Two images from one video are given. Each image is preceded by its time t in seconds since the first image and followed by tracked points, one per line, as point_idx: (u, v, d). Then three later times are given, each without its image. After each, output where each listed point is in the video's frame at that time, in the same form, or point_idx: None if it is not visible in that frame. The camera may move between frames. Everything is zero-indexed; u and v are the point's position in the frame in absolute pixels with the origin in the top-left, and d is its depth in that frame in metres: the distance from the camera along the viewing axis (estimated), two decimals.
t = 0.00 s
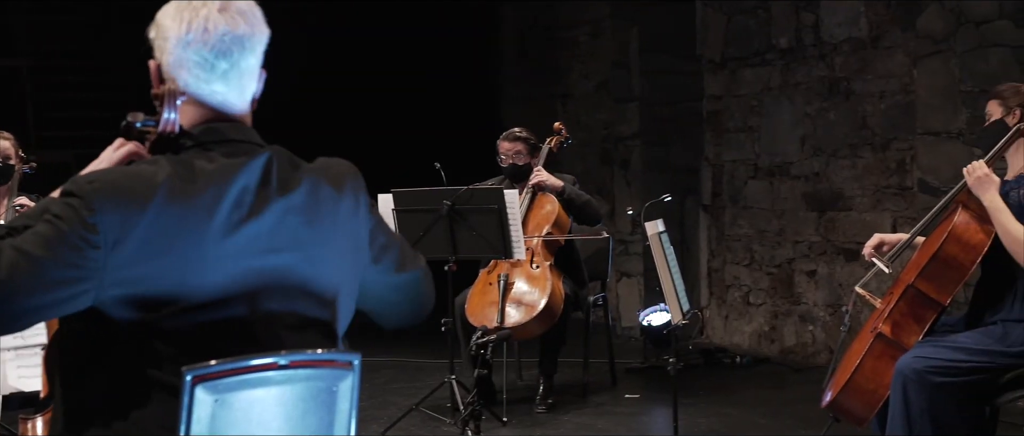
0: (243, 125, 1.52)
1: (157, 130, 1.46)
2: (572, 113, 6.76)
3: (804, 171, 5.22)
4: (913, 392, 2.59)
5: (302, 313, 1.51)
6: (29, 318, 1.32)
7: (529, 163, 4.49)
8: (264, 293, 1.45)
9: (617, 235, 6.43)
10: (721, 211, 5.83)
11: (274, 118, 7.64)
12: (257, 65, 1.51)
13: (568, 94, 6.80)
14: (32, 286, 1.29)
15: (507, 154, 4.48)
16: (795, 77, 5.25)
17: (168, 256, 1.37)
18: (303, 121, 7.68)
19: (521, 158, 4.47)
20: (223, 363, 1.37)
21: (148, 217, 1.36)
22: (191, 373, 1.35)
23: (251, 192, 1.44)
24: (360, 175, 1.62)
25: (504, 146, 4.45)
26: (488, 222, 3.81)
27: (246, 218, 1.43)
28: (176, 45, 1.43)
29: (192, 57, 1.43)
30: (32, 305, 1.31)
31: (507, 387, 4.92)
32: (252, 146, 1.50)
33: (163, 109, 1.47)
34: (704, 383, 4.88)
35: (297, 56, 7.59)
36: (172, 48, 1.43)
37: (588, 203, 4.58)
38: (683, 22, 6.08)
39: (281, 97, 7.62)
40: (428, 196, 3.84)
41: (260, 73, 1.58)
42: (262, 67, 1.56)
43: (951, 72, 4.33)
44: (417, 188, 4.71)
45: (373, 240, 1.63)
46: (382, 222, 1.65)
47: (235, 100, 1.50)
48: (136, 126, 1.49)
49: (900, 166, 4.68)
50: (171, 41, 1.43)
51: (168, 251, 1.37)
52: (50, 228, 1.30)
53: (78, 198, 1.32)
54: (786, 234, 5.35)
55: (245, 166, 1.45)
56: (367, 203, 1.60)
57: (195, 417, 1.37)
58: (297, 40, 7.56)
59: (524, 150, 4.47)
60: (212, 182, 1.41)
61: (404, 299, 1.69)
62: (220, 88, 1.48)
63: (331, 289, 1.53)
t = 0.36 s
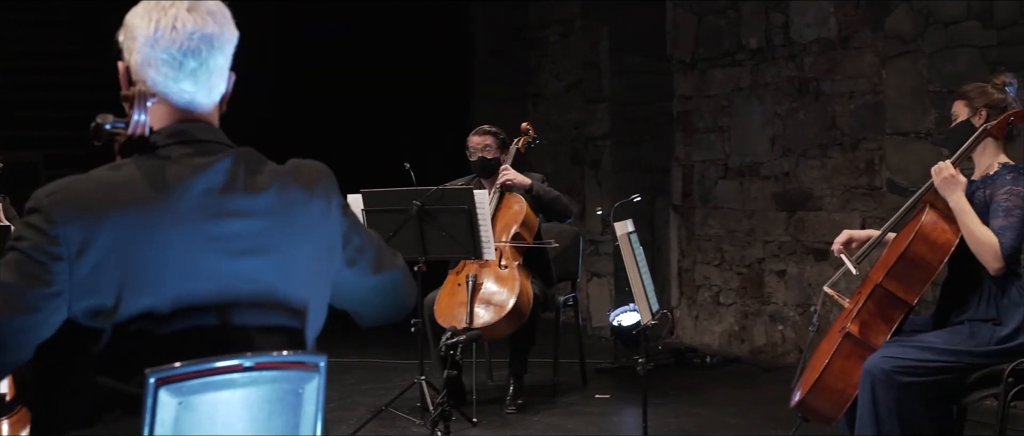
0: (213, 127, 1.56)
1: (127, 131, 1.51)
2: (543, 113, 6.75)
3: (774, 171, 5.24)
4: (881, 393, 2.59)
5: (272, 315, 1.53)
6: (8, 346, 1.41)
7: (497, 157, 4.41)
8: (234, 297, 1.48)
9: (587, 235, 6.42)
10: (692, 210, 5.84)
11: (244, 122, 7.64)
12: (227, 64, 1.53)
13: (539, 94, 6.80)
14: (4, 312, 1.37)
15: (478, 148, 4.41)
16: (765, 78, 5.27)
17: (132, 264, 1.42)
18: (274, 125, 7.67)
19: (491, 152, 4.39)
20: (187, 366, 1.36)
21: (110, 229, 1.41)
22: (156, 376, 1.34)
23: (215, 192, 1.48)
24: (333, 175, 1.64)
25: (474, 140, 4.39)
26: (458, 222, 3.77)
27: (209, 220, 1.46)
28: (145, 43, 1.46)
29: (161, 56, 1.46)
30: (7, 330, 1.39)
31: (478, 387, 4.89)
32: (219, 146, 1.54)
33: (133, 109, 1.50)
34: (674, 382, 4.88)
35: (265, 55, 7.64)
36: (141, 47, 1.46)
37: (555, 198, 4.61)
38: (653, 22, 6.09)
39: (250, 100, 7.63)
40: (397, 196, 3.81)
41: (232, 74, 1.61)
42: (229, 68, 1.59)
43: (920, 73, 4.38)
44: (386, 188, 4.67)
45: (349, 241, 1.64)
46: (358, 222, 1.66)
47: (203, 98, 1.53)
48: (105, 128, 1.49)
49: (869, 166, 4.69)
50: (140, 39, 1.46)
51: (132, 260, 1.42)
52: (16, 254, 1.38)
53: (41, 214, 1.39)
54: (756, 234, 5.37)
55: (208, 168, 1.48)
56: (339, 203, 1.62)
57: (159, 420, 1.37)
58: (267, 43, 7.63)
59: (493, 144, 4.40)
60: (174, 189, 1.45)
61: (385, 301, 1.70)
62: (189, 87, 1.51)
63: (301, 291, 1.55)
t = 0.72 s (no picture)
0: (178, 130, 1.54)
1: (88, 131, 1.43)
2: (514, 114, 6.73)
3: (744, 171, 5.25)
4: (849, 393, 2.59)
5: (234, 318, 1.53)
6: None
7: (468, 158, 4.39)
8: (194, 302, 1.47)
9: (558, 235, 6.41)
10: (662, 211, 5.84)
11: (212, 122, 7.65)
12: (195, 69, 1.51)
13: (509, 94, 6.78)
14: None
15: (448, 150, 4.38)
16: (735, 78, 5.29)
17: (94, 269, 1.40)
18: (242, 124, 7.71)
19: (463, 154, 4.37)
20: (150, 368, 1.33)
21: (72, 233, 1.38)
22: (118, 379, 1.30)
23: (179, 196, 1.46)
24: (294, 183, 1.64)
25: (443, 141, 4.35)
26: (428, 223, 3.74)
27: (174, 224, 1.45)
28: (113, 46, 1.43)
29: (129, 60, 1.43)
30: None
31: (448, 388, 4.86)
32: (182, 147, 1.52)
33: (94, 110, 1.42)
34: (644, 382, 4.88)
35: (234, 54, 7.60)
36: (109, 48, 1.43)
37: (524, 195, 4.56)
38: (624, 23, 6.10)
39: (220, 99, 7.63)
40: (367, 196, 3.77)
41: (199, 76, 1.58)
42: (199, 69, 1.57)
43: (889, 73, 4.40)
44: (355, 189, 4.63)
45: (306, 251, 1.65)
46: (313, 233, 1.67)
47: (170, 103, 1.51)
48: (66, 127, 1.41)
49: (838, 166, 4.71)
50: (108, 41, 1.43)
51: (93, 265, 1.40)
52: None
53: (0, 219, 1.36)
54: (726, 234, 5.39)
55: (172, 171, 1.47)
56: (297, 209, 1.63)
57: (120, 424, 1.32)
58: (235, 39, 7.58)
59: (464, 146, 4.38)
60: (138, 193, 1.43)
61: (331, 318, 1.68)
62: (156, 92, 1.48)
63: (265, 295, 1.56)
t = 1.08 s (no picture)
0: (131, 123, 1.57)
1: (44, 132, 1.48)
2: (484, 113, 6.72)
3: (714, 171, 5.27)
4: (818, 392, 2.60)
5: (205, 310, 1.56)
6: None
7: (438, 159, 4.38)
8: (163, 296, 1.51)
9: (529, 234, 6.40)
10: (632, 210, 5.85)
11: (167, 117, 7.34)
12: (137, 59, 1.55)
13: (480, 94, 6.76)
14: None
15: (417, 154, 4.36)
16: (705, 78, 5.30)
17: (66, 267, 1.44)
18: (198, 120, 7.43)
19: (433, 156, 4.37)
20: (114, 370, 1.34)
21: (44, 233, 1.42)
22: (81, 381, 1.31)
23: (149, 193, 1.49)
24: (251, 170, 1.66)
25: (412, 146, 4.32)
26: (397, 223, 3.70)
27: (144, 221, 1.48)
28: (53, 44, 1.46)
29: (71, 55, 1.47)
30: None
31: (418, 389, 4.83)
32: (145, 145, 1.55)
33: (49, 110, 1.48)
34: (614, 382, 4.87)
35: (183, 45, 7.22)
36: (49, 48, 1.46)
37: (493, 194, 4.52)
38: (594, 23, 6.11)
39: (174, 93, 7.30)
40: (337, 196, 3.74)
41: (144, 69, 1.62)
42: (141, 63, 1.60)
43: (858, 73, 4.41)
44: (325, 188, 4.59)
45: (267, 234, 1.66)
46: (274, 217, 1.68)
47: (118, 94, 1.55)
48: (22, 128, 1.47)
49: (807, 166, 4.73)
50: (47, 39, 1.46)
51: (66, 263, 1.44)
52: None
53: None
54: (696, 234, 5.40)
55: (140, 170, 1.50)
56: (258, 198, 1.64)
57: (84, 424, 1.33)
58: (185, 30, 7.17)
59: (433, 148, 4.36)
60: (108, 191, 1.46)
61: (291, 280, 1.74)
62: (103, 85, 1.52)
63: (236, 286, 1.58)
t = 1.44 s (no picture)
0: (102, 128, 1.51)
1: (8, 131, 1.42)
2: (455, 113, 6.69)
3: (684, 170, 5.28)
4: (787, 393, 2.61)
5: (173, 315, 1.50)
6: None
7: (399, 160, 4.30)
8: (125, 300, 1.45)
9: (500, 235, 6.38)
10: (603, 210, 5.86)
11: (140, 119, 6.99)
12: (118, 66, 1.49)
13: (451, 93, 6.73)
14: None
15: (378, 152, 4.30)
16: (675, 78, 5.32)
17: (21, 272, 1.37)
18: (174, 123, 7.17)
19: (392, 155, 4.29)
20: (75, 373, 1.27)
21: None
22: (42, 384, 1.25)
23: (106, 193, 1.43)
24: (218, 167, 1.61)
25: (374, 143, 4.27)
26: (366, 224, 3.66)
27: (103, 221, 1.42)
28: (32, 39, 1.41)
29: (48, 53, 1.42)
30: None
31: (387, 389, 4.80)
32: (106, 145, 1.48)
33: (13, 106, 1.43)
34: (585, 382, 4.87)
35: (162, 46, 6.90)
36: (28, 42, 1.42)
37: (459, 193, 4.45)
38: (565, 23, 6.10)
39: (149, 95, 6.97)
40: (305, 197, 3.70)
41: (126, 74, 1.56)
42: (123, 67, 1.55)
43: (827, 74, 4.42)
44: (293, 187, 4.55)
45: (235, 231, 1.62)
46: (242, 215, 1.64)
47: (92, 100, 1.49)
48: None
49: (778, 166, 4.76)
50: (27, 34, 1.42)
51: (21, 267, 1.37)
52: None
53: None
54: (666, 234, 5.41)
55: (100, 168, 1.44)
56: (225, 196, 1.60)
57: (42, 430, 1.26)
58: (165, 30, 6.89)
59: (394, 147, 4.29)
60: (66, 191, 1.40)
61: (262, 282, 1.70)
62: (77, 87, 1.46)
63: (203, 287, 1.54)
